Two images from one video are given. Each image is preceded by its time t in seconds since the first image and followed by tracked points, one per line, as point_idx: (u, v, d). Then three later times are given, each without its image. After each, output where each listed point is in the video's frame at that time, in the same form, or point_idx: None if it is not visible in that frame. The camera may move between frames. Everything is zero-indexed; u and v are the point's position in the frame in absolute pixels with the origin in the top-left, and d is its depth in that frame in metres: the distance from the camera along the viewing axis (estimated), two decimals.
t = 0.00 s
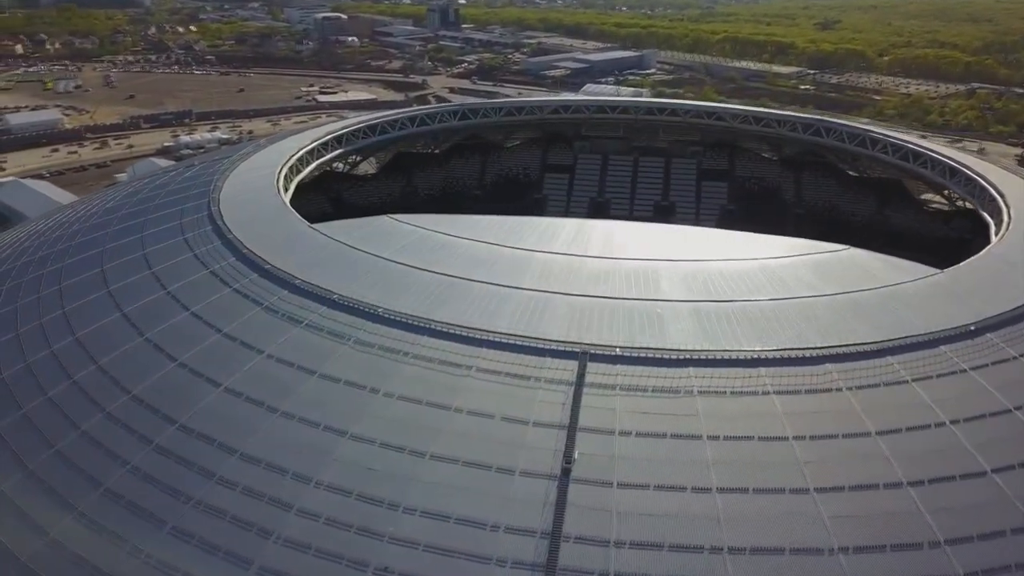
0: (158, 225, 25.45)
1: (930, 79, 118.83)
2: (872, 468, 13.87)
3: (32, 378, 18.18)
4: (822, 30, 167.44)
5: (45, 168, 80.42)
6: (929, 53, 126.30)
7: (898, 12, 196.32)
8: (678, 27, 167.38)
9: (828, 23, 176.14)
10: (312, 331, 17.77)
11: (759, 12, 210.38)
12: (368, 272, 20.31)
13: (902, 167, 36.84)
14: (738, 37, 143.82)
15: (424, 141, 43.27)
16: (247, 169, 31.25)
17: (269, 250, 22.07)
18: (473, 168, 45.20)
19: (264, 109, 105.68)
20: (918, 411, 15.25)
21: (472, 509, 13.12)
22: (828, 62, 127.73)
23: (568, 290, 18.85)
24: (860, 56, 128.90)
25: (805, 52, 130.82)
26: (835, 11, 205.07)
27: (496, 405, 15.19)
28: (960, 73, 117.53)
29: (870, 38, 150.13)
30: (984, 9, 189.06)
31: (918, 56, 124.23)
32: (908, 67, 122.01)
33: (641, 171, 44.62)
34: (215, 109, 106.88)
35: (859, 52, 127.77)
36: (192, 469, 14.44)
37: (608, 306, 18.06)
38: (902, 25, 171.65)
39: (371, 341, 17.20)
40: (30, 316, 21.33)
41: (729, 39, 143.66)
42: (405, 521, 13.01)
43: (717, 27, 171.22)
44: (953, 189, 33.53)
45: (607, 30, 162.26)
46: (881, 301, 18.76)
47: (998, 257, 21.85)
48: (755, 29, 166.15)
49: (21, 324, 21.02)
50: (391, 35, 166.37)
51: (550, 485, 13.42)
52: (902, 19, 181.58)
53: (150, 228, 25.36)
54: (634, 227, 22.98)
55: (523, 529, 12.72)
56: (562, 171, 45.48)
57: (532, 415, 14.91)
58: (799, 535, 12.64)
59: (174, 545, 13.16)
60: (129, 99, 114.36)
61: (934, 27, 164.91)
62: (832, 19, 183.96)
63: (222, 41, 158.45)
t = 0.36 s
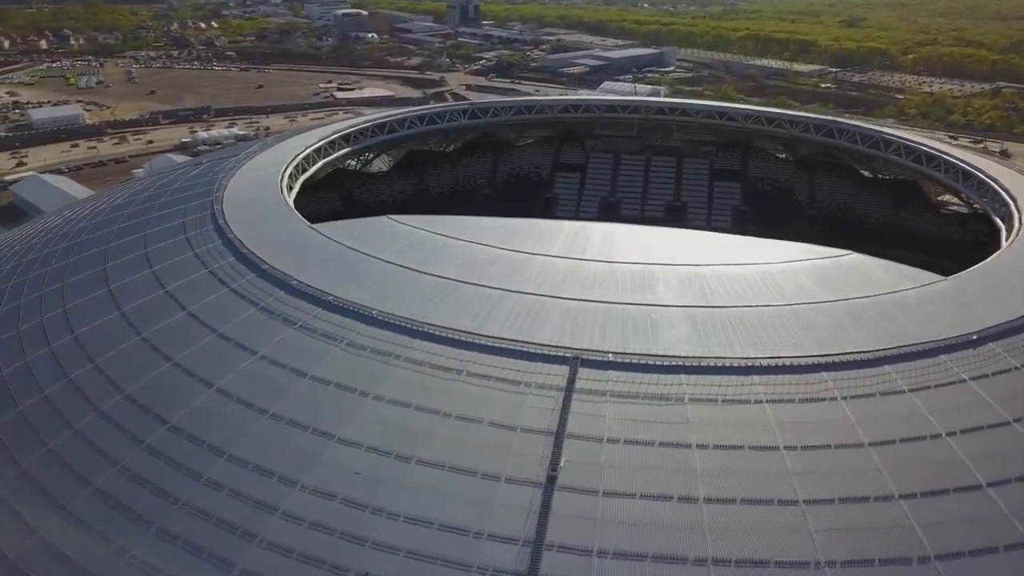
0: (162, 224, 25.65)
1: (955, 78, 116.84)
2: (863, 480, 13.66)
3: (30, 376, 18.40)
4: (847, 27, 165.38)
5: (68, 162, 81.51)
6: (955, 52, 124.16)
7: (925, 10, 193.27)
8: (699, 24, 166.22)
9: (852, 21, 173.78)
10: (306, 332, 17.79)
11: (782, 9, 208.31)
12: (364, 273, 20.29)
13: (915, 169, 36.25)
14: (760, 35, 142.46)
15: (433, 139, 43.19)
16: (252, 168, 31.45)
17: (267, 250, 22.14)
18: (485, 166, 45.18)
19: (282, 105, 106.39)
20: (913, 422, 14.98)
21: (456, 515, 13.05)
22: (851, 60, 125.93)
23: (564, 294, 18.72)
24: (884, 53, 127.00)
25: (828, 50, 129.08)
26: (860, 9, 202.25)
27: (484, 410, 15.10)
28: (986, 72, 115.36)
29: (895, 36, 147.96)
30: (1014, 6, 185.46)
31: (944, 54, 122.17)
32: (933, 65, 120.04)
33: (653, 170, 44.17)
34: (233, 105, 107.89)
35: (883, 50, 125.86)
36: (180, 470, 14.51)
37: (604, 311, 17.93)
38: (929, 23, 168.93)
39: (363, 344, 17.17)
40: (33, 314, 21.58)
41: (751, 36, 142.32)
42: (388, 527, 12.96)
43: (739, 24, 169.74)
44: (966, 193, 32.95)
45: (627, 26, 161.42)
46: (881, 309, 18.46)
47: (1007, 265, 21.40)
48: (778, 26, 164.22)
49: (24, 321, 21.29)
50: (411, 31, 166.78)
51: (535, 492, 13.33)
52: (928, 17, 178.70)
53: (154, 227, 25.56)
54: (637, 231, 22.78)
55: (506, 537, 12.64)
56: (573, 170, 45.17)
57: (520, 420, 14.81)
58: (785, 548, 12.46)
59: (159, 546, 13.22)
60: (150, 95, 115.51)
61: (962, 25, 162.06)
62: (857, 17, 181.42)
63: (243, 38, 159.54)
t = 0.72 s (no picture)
0: (158, 224, 25.72)
1: (972, 76, 115.36)
2: (847, 492, 13.49)
3: (21, 376, 18.51)
4: (864, 25, 163.62)
5: (82, 159, 82.13)
6: (974, 50, 122.52)
7: (943, 7, 190.97)
8: (714, 21, 165.02)
9: (873, 17, 172.71)
10: (293, 335, 17.78)
11: (798, 6, 206.63)
12: (354, 275, 20.26)
13: (921, 172, 35.83)
14: (775, 32, 141.30)
15: (435, 137, 42.99)
16: (252, 168, 31.55)
17: (260, 251, 22.15)
18: (491, 165, 45.11)
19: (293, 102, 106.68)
20: (902, 431, 14.79)
21: (434, 522, 13.01)
22: (867, 58, 124.61)
23: (553, 298, 18.61)
24: (901, 51, 125.55)
25: (844, 48, 127.78)
26: (879, 6, 199.99)
27: (467, 416, 15.03)
28: (1004, 70, 113.74)
29: (913, 33, 146.31)
30: None
31: (961, 52, 120.62)
32: (951, 63, 118.52)
33: (659, 170, 44.04)
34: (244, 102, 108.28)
35: (900, 48, 124.41)
36: (162, 473, 14.54)
37: (592, 316, 17.80)
38: (948, 20, 166.80)
39: (349, 347, 17.14)
40: (27, 313, 21.70)
41: (766, 33, 141.17)
42: (365, 533, 12.92)
43: (755, 21, 168.39)
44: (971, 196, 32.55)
45: (641, 23, 160.59)
46: (874, 316, 18.25)
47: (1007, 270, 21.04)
48: (794, 24, 162.77)
49: (18, 320, 21.42)
50: (425, 28, 166.76)
51: (514, 500, 13.26)
52: (947, 14, 176.55)
53: (150, 227, 25.63)
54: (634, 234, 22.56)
55: (483, 545, 12.58)
56: (578, 169, 45.01)
57: (502, 426, 14.74)
58: (766, 560, 12.33)
59: (138, 549, 13.24)
60: (163, 91, 116.14)
61: (982, 22, 159.86)
62: (874, 14, 179.43)
63: (257, 34, 160.11)
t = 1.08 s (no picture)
0: (155, 223, 25.82)
1: (991, 74, 113.85)
2: (832, 502, 13.33)
3: (13, 375, 18.64)
4: (881, 22, 161.98)
5: (96, 155, 82.69)
6: (992, 48, 120.96)
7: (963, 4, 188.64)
8: (730, 18, 163.99)
9: (890, 14, 170.97)
10: (281, 337, 17.78)
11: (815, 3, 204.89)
12: (345, 276, 20.24)
13: (926, 173, 35.43)
14: (790, 29, 140.18)
15: (438, 136, 42.81)
16: (251, 168, 31.63)
17: (253, 251, 22.16)
18: (496, 164, 44.98)
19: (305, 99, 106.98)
20: (890, 441, 14.61)
21: (412, 528, 12.95)
22: (884, 55, 123.31)
23: (542, 301, 18.51)
24: (918, 48, 124.13)
25: (859, 45, 126.55)
26: (896, 3, 197.70)
27: (451, 420, 14.97)
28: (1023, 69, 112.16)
29: (931, 30, 144.78)
30: None
31: (980, 50, 119.12)
32: (968, 62, 117.09)
33: (665, 170, 43.58)
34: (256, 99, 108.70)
35: (917, 46, 122.96)
36: (145, 475, 14.58)
37: (580, 320, 17.70)
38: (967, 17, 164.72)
39: (336, 349, 17.13)
40: (22, 312, 21.83)
41: (781, 29, 140.05)
42: (343, 538, 12.89)
43: (771, 18, 167.08)
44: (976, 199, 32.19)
45: (655, 20, 159.89)
46: (865, 321, 18.04)
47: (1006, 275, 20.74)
48: (810, 21, 161.28)
49: (13, 319, 21.55)
50: (437, 25, 166.73)
51: (493, 506, 13.19)
52: (966, 11, 174.46)
53: (147, 226, 25.71)
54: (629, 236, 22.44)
55: (460, 552, 12.51)
56: (583, 168, 44.79)
57: (486, 431, 14.67)
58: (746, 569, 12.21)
59: (118, 551, 13.28)
60: (176, 88, 116.73)
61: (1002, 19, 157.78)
62: (892, 11, 178.20)
63: (271, 31, 160.54)
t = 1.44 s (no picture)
0: (155, 222, 25.94)
1: (1012, 73, 112.20)
2: (816, 512, 13.17)
3: (8, 373, 18.80)
4: (901, 19, 160.06)
5: (111, 151, 83.19)
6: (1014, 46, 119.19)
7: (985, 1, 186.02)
8: (747, 15, 162.76)
9: (910, 12, 168.95)
10: (271, 337, 17.79)
11: None
12: (337, 277, 20.24)
13: (934, 175, 34.96)
14: (807, 26, 138.90)
15: (444, 134, 42.57)
16: (252, 168, 31.66)
17: (248, 251, 22.21)
18: (503, 162, 44.78)
19: (318, 96, 107.29)
20: (879, 450, 14.41)
21: (391, 533, 12.88)
22: (902, 53, 121.94)
23: (532, 305, 18.42)
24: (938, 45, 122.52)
25: (878, 42, 125.12)
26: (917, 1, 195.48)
27: (435, 425, 14.91)
28: None
29: (952, 28, 142.89)
30: None
31: (1001, 48, 117.39)
32: (989, 60, 115.48)
33: (672, 170, 43.20)
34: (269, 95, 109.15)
35: (936, 44, 121.46)
36: (130, 475, 14.63)
37: (569, 324, 17.61)
38: (989, 14, 162.42)
39: (325, 351, 17.12)
40: (21, 309, 22.01)
41: (799, 26, 138.73)
42: (322, 542, 12.86)
43: (789, 15, 165.65)
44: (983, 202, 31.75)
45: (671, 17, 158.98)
46: (859, 328, 17.83)
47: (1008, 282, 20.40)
48: (828, 18, 159.90)
49: (11, 316, 21.76)
50: (453, 21, 166.71)
51: (473, 512, 13.12)
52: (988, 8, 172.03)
53: (146, 225, 25.84)
54: (626, 239, 22.29)
55: (438, 559, 12.44)
56: (590, 168, 44.44)
57: (469, 436, 14.60)
58: None
59: (100, 551, 13.36)
60: (191, 84, 117.30)
61: None
62: (913, 8, 176.02)
63: (287, 28, 161.04)
